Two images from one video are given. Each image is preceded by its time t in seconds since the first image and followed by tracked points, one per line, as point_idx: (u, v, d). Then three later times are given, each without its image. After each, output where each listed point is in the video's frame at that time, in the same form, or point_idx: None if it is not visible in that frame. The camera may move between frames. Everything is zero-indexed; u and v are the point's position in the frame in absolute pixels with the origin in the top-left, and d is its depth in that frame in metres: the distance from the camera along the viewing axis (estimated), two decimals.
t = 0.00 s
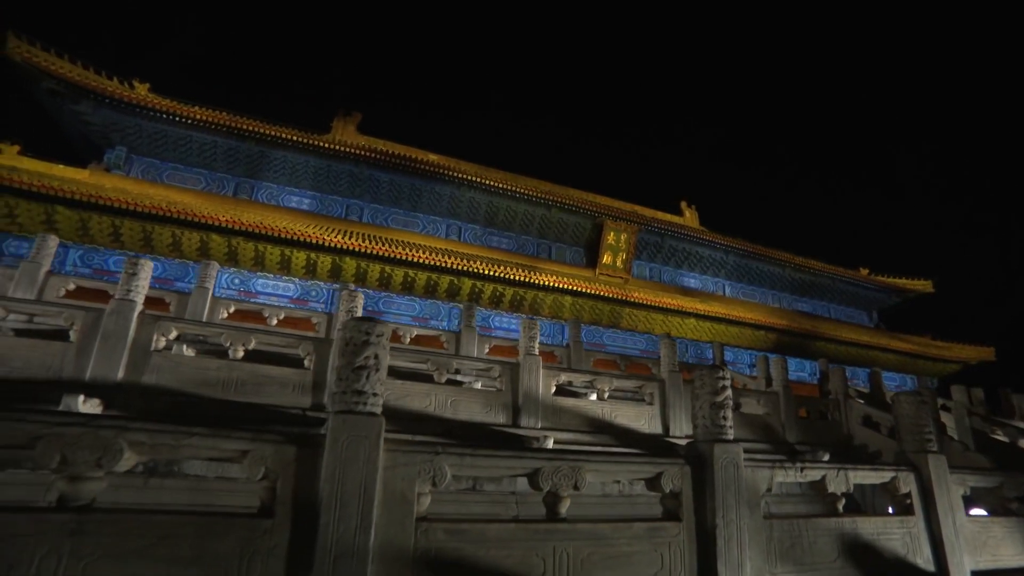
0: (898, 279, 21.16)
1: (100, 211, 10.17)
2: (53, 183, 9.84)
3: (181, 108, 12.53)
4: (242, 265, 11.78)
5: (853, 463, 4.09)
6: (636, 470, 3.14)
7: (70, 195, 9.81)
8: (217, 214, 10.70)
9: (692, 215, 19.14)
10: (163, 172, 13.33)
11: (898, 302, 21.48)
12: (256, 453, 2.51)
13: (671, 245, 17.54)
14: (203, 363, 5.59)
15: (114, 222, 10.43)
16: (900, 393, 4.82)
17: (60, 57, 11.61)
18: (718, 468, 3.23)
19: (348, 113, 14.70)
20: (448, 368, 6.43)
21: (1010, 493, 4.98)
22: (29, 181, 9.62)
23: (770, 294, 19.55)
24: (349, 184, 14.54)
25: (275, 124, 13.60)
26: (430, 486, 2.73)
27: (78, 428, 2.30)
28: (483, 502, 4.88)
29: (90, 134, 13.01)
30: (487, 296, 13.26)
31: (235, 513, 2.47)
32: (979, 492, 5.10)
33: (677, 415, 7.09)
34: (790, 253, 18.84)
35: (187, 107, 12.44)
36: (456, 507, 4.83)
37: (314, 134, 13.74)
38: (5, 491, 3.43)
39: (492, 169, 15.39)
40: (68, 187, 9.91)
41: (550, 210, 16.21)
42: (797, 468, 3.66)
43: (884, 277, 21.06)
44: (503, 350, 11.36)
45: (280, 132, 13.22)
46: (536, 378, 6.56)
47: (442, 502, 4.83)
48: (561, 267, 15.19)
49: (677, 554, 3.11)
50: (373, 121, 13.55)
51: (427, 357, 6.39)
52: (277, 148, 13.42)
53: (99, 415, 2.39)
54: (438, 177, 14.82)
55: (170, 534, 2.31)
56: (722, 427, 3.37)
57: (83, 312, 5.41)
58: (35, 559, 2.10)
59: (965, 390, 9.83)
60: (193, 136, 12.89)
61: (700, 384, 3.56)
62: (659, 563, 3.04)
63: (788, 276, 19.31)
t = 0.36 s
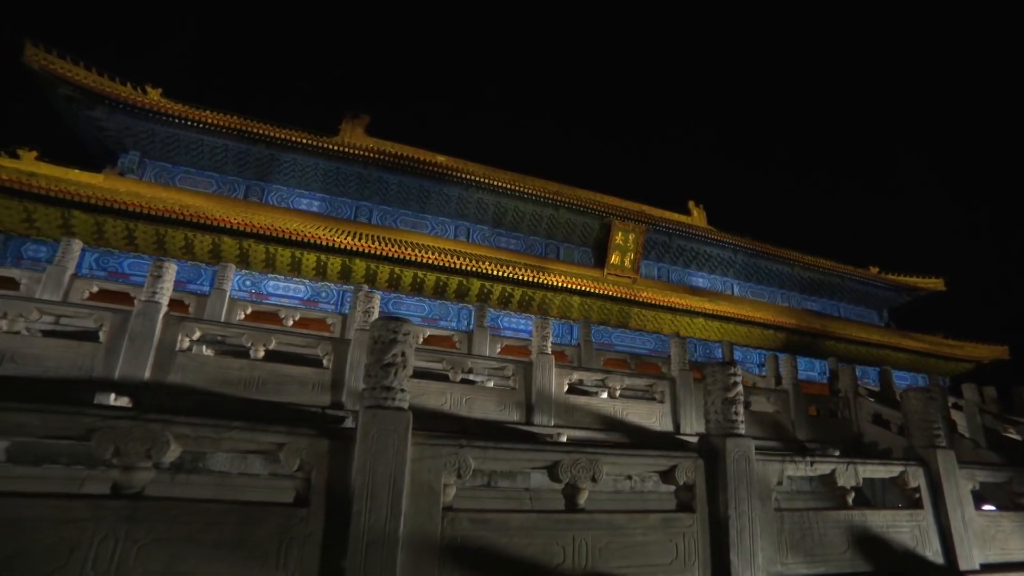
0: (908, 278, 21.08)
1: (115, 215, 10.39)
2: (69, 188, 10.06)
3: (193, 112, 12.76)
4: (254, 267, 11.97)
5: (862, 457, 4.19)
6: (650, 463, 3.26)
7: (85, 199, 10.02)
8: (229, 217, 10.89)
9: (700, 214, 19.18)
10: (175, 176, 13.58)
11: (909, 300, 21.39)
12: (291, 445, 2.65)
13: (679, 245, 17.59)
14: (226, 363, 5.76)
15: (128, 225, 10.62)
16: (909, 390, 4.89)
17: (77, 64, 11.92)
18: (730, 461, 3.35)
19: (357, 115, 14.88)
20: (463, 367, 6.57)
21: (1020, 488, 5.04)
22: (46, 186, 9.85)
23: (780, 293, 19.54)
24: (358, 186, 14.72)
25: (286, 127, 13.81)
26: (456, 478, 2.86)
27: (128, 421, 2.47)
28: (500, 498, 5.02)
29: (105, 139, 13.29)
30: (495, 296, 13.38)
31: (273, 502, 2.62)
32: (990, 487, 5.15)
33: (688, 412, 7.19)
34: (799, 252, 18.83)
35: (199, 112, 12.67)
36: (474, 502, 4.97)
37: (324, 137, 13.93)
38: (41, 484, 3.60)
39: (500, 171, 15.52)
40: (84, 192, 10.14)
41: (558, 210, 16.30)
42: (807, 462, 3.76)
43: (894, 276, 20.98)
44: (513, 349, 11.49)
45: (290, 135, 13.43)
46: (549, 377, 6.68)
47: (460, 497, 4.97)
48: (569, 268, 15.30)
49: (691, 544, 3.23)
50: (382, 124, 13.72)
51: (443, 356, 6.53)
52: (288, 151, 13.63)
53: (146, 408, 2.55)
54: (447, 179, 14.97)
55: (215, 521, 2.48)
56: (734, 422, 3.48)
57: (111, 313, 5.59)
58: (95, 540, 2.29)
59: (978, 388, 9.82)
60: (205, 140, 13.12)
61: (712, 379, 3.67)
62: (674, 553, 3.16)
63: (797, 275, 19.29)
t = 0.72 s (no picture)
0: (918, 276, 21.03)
1: (128, 218, 10.58)
2: (83, 192, 10.26)
3: (203, 116, 12.98)
4: (264, 268, 12.15)
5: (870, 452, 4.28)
6: (664, 456, 3.38)
7: (99, 202, 10.22)
8: (240, 220, 11.06)
9: (707, 213, 19.23)
10: (186, 179, 13.79)
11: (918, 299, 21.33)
12: (322, 438, 2.79)
13: (687, 245, 17.65)
14: (246, 363, 5.92)
15: (140, 228, 10.82)
16: (917, 387, 4.97)
17: (91, 71, 12.19)
18: (741, 455, 3.46)
19: (364, 118, 15.05)
20: (476, 366, 6.70)
21: None
22: (62, 191, 10.07)
23: (787, 293, 19.55)
24: (366, 188, 14.89)
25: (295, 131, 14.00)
26: (478, 470, 2.99)
27: (171, 415, 2.62)
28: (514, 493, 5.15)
29: (117, 144, 13.55)
30: (504, 297, 13.49)
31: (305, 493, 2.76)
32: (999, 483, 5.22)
33: (697, 410, 7.29)
34: (807, 252, 18.83)
35: (209, 116, 12.88)
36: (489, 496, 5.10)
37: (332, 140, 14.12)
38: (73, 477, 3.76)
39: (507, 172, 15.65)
40: (99, 196, 10.33)
41: (565, 211, 16.40)
42: (815, 456, 3.86)
43: (904, 275, 20.93)
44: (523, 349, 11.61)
45: (298, 138, 13.61)
46: (561, 375, 6.81)
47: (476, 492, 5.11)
48: (576, 268, 15.41)
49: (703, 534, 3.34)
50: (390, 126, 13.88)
51: (456, 356, 6.66)
52: (297, 154, 13.83)
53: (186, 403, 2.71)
54: (454, 180, 15.12)
55: (251, 509, 2.62)
56: (744, 417, 3.60)
57: (136, 314, 5.78)
58: (144, 525, 2.45)
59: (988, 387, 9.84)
60: (215, 143, 13.34)
61: (723, 376, 3.79)
62: (687, 543, 3.28)
63: (805, 274, 19.29)
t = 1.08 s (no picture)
0: (929, 274, 20.93)
1: (142, 222, 10.79)
2: (99, 197, 10.48)
3: (213, 120, 13.22)
4: (275, 270, 12.35)
5: (879, 447, 4.36)
6: (677, 450, 3.49)
7: (113, 206, 10.44)
8: (251, 223, 11.23)
9: (715, 213, 19.24)
10: (197, 183, 14.02)
11: (929, 297, 21.23)
12: (350, 432, 2.92)
13: (695, 244, 17.68)
14: (266, 362, 6.06)
15: (153, 231, 11.04)
16: (927, 383, 5.03)
17: (105, 77, 12.50)
18: (751, 448, 3.56)
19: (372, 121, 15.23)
20: (489, 365, 6.83)
21: None
22: (78, 196, 10.29)
23: (797, 292, 19.53)
24: (375, 190, 15.07)
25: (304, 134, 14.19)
26: (498, 462, 3.11)
27: (208, 409, 2.77)
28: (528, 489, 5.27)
29: (130, 148, 13.80)
30: (512, 297, 13.60)
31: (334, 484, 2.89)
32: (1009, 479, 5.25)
33: (707, 407, 7.37)
34: (816, 250, 18.79)
35: (220, 120, 13.11)
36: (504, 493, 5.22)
37: (341, 143, 14.30)
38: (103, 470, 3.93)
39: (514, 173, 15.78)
40: (113, 200, 10.54)
41: (572, 211, 16.49)
42: (825, 451, 3.95)
43: (914, 273, 20.83)
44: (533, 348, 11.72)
45: (308, 141, 13.81)
46: (573, 374, 6.91)
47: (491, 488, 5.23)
48: (584, 268, 15.49)
49: (716, 526, 3.44)
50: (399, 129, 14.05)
51: (470, 356, 6.78)
52: (306, 157, 14.02)
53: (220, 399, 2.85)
54: (462, 182, 15.25)
55: (285, 499, 2.76)
56: (754, 412, 3.70)
57: (160, 316, 5.95)
58: (184, 513, 2.59)
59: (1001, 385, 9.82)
60: (226, 147, 13.56)
61: (734, 372, 3.90)
62: (700, 533, 3.38)
63: (814, 273, 19.25)
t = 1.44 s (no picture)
0: (942, 273, 20.77)
1: (157, 226, 11.01)
2: (115, 201, 10.71)
3: (225, 125, 13.44)
4: (286, 272, 12.54)
5: (890, 443, 4.42)
6: (690, 444, 3.59)
7: (129, 211, 10.66)
8: (264, 226, 11.42)
9: (724, 212, 19.23)
10: (210, 187, 14.25)
11: (942, 295, 21.07)
12: (376, 426, 3.05)
13: (704, 244, 17.70)
14: (284, 362, 6.19)
15: (167, 235, 11.26)
16: (938, 380, 5.07)
17: (119, 83, 12.80)
18: (763, 443, 3.65)
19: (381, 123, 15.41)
20: (503, 364, 6.94)
21: None
22: (94, 201, 10.53)
23: (807, 291, 19.50)
24: (385, 193, 15.25)
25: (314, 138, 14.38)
26: (517, 455, 3.23)
27: (241, 404, 2.90)
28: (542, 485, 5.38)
29: (144, 153, 14.06)
30: (521, 298, 13.70)
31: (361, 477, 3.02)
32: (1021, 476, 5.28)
33: (718, 405, 7.43)
34: (827, 249, 18.73)
35: (232, 125, 13.32)
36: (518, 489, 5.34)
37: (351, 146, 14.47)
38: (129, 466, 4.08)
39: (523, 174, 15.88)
40: (129, 204, 10.77)
41: (581, 212, 16.56)
42: (835, 446, 4.03)
43: (927, 271, 20.69)
44: (544, 348, 11.82)
45: (318, 144, 13.99)
46: (586, 372, 7.00)
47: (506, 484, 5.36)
48: (592, 268, 15.57)
49: (729, 518, 3.53)
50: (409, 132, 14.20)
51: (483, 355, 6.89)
52: (317, 160, 14.21)
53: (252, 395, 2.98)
54: (471, 184, 15.38)
55: (315, 490, 2.88)
56: (766, 408, 3.79)
57: (182, 316, 6.13)
58: (221, 503, 2.73)
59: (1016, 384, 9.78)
60: (238, 151, 13.77)
61: (745, 369, 3.97)
62: (713, 525, 3.47)
63: (824, 272, 19.20)
